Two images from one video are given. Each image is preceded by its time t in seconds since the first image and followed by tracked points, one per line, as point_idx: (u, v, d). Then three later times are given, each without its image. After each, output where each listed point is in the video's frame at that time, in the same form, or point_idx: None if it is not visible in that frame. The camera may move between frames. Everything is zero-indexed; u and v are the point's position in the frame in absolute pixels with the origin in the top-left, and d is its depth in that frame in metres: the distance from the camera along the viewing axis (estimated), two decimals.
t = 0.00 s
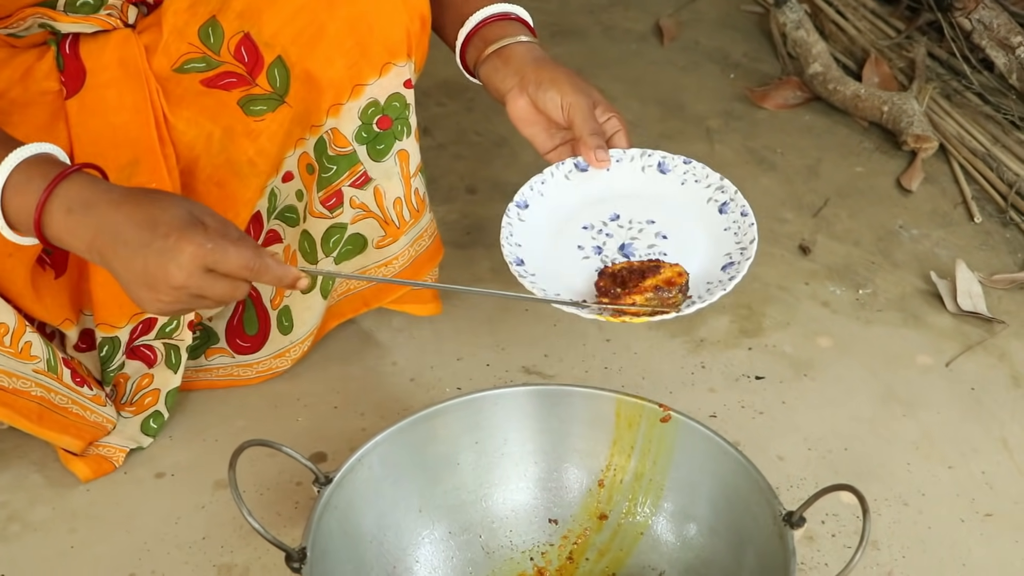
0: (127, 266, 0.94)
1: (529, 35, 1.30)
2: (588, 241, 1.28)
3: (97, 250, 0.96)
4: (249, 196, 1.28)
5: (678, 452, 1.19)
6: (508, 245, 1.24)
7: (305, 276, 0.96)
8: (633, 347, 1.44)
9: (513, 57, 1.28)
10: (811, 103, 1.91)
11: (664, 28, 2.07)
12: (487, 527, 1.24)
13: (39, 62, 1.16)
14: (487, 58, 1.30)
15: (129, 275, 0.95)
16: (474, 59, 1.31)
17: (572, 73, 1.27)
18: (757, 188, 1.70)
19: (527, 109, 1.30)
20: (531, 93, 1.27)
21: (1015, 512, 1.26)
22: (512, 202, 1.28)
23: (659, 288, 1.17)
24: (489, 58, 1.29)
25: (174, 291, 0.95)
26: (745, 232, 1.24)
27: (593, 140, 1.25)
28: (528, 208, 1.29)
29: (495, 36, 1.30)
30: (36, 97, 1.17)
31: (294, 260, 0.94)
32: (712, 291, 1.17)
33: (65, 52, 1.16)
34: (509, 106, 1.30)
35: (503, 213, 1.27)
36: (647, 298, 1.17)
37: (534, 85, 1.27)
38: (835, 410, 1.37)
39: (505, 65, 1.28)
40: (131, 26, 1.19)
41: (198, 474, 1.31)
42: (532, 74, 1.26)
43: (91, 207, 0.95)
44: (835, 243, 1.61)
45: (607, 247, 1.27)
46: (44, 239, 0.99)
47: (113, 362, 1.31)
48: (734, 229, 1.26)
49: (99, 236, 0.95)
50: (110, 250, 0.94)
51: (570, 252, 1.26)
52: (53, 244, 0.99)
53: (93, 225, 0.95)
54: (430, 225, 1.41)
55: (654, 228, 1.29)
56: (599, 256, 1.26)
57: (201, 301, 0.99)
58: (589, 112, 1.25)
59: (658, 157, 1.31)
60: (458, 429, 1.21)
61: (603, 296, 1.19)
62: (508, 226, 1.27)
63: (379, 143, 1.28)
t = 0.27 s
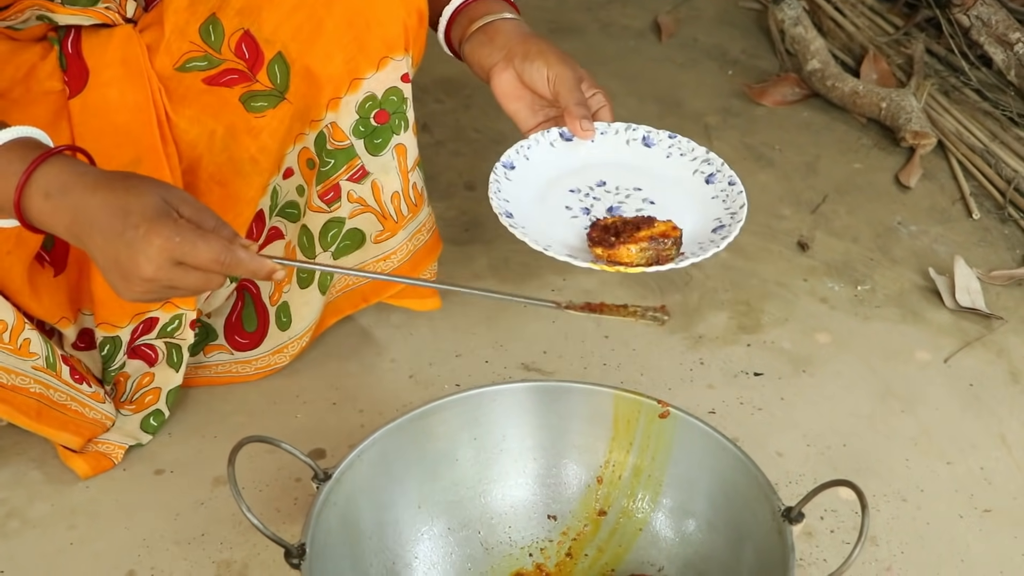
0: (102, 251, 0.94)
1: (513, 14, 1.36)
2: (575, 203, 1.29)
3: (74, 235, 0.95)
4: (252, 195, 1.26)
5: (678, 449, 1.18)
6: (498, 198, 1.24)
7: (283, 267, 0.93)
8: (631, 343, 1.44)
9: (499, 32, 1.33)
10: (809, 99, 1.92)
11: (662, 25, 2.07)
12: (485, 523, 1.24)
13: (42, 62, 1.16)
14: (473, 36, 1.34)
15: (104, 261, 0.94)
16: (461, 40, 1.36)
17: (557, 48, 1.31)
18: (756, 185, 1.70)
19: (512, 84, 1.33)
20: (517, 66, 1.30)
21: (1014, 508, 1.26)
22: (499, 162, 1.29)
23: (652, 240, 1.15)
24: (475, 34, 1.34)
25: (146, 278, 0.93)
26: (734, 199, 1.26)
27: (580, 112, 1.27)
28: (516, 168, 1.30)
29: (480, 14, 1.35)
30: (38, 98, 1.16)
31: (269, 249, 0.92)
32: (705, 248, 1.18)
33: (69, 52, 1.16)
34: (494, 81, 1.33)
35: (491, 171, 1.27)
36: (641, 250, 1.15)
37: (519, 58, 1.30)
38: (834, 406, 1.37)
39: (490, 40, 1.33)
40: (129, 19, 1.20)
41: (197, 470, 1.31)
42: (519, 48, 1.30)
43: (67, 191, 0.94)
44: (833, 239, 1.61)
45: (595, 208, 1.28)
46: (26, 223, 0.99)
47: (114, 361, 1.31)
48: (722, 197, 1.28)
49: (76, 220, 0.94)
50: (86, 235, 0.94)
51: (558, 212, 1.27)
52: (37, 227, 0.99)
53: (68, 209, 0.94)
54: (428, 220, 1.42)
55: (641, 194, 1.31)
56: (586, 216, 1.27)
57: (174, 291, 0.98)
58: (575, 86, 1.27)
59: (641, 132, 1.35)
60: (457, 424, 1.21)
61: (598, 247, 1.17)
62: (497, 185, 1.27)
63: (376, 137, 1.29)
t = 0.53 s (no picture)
0: (93, 252, 0.90)
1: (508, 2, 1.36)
2: (567, 187, 1.31)
3: (69, 235, 0.93)
4: (254, 198, 1.27)
5: (677, 449, 1.18)
6: (491, 183, 1.26)
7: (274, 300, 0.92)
8: (631, 343, 1.44)
9: (493, 20, 1.33)
10: (808, 99, 1.92)
11: (661, 25, 2.07)
12: (485, 523, 1.24)
13: (49, 69, 1.16)
14: (466, 24, 1.35)
15: (93, 264, 0.91)
16: (454, 27, 1.36)
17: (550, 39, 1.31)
18: (755, 184, 1.70)
19: (504, 73, 1.34)
20: (510, 55, 1.31)
21: (1013, 509, 1.26)
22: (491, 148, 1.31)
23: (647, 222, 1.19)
24: (471, 22, 1.34)
25: (133, 284, 0.90)
26: (728, 183, 1.28)
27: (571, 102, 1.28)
28: (508, 155, 1.32)
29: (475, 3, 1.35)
30: (45, 105, 1.16)
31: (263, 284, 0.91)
32: (700, 228, 1.21)
33: (75, 59, 1.15)
34: (486, 70, 1.34)
35: (482, 155, 1.29)
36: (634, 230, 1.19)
37: (512, 48, 1.31)
38: (835, 406, 1.37)
39: (485, 29, 1.33)
40: (130, 24, 1.18)
41: (197, 471, 1.31)
42: (512, 37, 1.31)
43: (71, 190, 0.92)
44: (833, 239, 1.61)
45: (587, 191, 1.30)
46: (28, 224, 0.97)
47: (120, 366, 1.32)
48: (715, 181, 1.30)
49: (76, 222, 0.91)
50: (83, 236, 0.91)
51: (550, 196, 1.29)
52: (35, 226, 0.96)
53: (71, 206, 0.92)
54: (428, 222, 1.42)
55: (633, 180, 1.33)
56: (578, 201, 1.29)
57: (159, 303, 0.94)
58: (567, 77, 1.28)
59: (633, 122, 1.37)
60: (456, 425, 1.21)
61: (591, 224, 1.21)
62: (489, 169, 1.28)
63: (375, 137, 1.28)
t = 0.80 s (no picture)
0: (141, 320, 0.86)
1: None
2: (599, 129, 1.34)
3: (121, 301, 0.87)
4: (251, 187, 1.26)
5: (666, 415, 1.19)
6: (530, 143, 1.28)
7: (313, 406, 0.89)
8: (617, 318, 1.46)
9: None
10: (788, 73, 1.94)
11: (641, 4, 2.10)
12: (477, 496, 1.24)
13: (58, 68, 1.16)
14: None
15: (138, 326, 0.86)
16: None
17: None
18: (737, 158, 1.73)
19: (496, 19, 1.39)
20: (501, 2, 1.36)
21: (999, 470, 1.27)
22: (516, 107, 1.33)
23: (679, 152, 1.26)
24: None
25: (178, 356, 0.86)
26: (745, 94, 1.34)
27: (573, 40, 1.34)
28: (533, 109, 1.34)
29: None
30: (53, 106, 1.16)
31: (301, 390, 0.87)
32: (736, 148, 1.26)
33: (82, 59, 1.16)
34: (478, 19, 1.39)
35: (513, 116, 1.31)
36: (669, 159, 1.26)
37: None
38: (821, 373, 1.38)
39: None
40: (130, 21, 1.18)
41: (188, 453, 1.32)
42: None
43: (133, 257, 0.88)
44: (815, 211, 1.63)
45: (618, 129, 1.34)
46: (68, 287, 0.91)
47: (118, 358, 1.32)
48: (732, 94, 1.36)
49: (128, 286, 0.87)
50: (132, 301, 0.86)
51: (586, 141, 1.32)
52: (77, 289, 0.90)
53: (131, 271, 0.87)
54: (419, 205, 1.41)
55: (654, 108, 1.38)
56: (613, 140, 1.33)
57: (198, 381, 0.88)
58: (563, 14, 1.33)
59: (635, 48, 1.41)
60: (446, 399, 1.21)
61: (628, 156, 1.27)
62: (521, 128, 1.31)
63: (368, 123, 1.29)
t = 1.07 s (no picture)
0: (111, 354, 0.87)
1: None
2: (617, 155, 1.30)
3: (89, 329, 0.88)
4: (248, 185, 1.28)
5: (664, 411, 1.19)
6: (547, 171, 1.25)
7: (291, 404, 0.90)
8: (615, 315, 1.46)
9: None
10: (786, 71, 1.94)
11: (638, 2, 2.10)
12: (477, 494, 1.24)
13: (51, 63, 1.16)
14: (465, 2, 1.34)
15: (107, 359, 0.87)
16: (453, 6, 1.37)
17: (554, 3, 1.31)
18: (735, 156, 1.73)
19: (514, 43, 1.34)
20: (518, 26, 1.31)
21: (998, 467, 1.27)
22: (533, 133, 1.30)
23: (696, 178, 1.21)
24: None
25: (152, 390, 0.88)
26: (765, 116, 1.30)
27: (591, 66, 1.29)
28: (550, 135, 1.31)
29: None
30: (47, 101, 1.16)
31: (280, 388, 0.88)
32: (757, 172, 1.22)
33: (76, 54, 1.16)
34: (495, 43, 1.34)
35: (530, 143, 1.28)
36: (687, 185, 1.21)
37: (519, 19, 1.31)
38: (819, 371, 1.39)
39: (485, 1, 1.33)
40: (127, 19, 1.19)
41: (187, 451, 1.32)
42: (515, 8, 1.31)
43: (93, 283, 0.88)
44: (813, 208, 1.63)
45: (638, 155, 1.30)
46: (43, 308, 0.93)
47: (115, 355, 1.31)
48: (752, 116, 1.32)
49: (93, 315, 0.87)
50: (99, 332, 0.87)
51: (603, 168, 1.29)
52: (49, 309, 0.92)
53: (91, 301, 0.87)
54: (418, 204, 1.41)
55: (674, 132, 1.33)
56: (632, 166, 1.29)
57: (176, 403, 0.90)
58: (582, 39, 1.28)
59: (653, 70, 1.37)
60: (446, 398, 1.22)
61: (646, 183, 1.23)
62: (538, 155, 1.28)
63: (365, 122, 1.29)
